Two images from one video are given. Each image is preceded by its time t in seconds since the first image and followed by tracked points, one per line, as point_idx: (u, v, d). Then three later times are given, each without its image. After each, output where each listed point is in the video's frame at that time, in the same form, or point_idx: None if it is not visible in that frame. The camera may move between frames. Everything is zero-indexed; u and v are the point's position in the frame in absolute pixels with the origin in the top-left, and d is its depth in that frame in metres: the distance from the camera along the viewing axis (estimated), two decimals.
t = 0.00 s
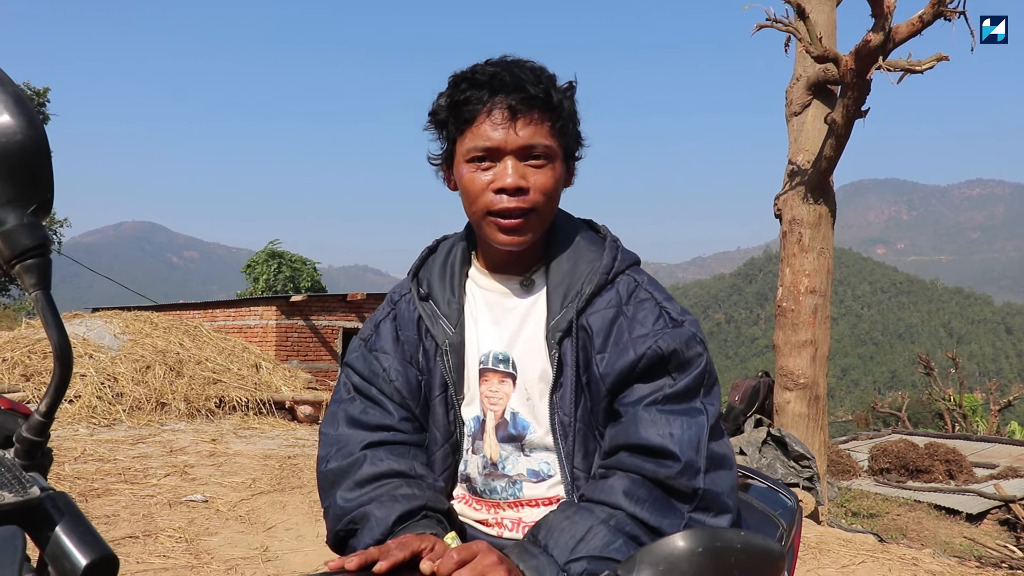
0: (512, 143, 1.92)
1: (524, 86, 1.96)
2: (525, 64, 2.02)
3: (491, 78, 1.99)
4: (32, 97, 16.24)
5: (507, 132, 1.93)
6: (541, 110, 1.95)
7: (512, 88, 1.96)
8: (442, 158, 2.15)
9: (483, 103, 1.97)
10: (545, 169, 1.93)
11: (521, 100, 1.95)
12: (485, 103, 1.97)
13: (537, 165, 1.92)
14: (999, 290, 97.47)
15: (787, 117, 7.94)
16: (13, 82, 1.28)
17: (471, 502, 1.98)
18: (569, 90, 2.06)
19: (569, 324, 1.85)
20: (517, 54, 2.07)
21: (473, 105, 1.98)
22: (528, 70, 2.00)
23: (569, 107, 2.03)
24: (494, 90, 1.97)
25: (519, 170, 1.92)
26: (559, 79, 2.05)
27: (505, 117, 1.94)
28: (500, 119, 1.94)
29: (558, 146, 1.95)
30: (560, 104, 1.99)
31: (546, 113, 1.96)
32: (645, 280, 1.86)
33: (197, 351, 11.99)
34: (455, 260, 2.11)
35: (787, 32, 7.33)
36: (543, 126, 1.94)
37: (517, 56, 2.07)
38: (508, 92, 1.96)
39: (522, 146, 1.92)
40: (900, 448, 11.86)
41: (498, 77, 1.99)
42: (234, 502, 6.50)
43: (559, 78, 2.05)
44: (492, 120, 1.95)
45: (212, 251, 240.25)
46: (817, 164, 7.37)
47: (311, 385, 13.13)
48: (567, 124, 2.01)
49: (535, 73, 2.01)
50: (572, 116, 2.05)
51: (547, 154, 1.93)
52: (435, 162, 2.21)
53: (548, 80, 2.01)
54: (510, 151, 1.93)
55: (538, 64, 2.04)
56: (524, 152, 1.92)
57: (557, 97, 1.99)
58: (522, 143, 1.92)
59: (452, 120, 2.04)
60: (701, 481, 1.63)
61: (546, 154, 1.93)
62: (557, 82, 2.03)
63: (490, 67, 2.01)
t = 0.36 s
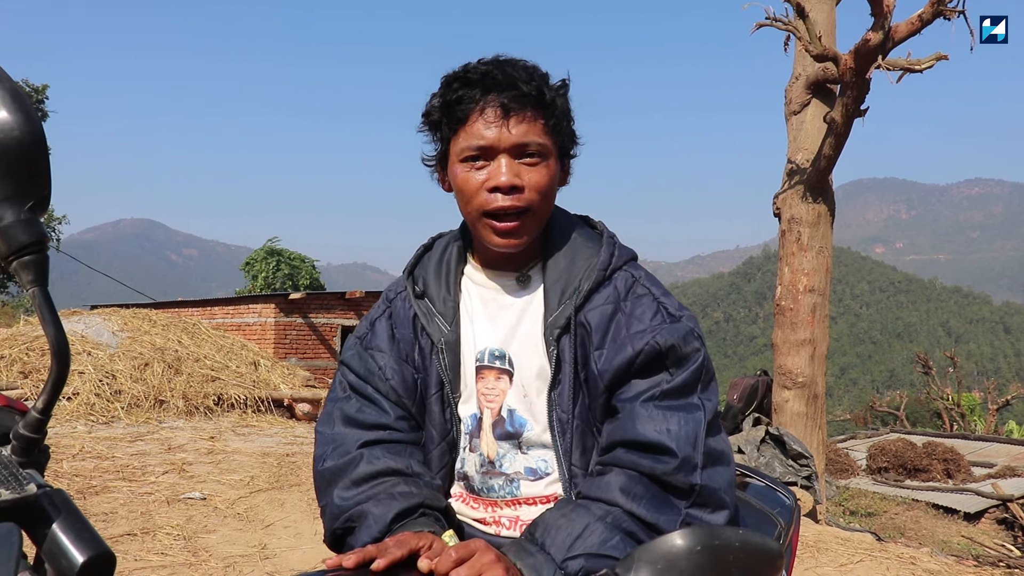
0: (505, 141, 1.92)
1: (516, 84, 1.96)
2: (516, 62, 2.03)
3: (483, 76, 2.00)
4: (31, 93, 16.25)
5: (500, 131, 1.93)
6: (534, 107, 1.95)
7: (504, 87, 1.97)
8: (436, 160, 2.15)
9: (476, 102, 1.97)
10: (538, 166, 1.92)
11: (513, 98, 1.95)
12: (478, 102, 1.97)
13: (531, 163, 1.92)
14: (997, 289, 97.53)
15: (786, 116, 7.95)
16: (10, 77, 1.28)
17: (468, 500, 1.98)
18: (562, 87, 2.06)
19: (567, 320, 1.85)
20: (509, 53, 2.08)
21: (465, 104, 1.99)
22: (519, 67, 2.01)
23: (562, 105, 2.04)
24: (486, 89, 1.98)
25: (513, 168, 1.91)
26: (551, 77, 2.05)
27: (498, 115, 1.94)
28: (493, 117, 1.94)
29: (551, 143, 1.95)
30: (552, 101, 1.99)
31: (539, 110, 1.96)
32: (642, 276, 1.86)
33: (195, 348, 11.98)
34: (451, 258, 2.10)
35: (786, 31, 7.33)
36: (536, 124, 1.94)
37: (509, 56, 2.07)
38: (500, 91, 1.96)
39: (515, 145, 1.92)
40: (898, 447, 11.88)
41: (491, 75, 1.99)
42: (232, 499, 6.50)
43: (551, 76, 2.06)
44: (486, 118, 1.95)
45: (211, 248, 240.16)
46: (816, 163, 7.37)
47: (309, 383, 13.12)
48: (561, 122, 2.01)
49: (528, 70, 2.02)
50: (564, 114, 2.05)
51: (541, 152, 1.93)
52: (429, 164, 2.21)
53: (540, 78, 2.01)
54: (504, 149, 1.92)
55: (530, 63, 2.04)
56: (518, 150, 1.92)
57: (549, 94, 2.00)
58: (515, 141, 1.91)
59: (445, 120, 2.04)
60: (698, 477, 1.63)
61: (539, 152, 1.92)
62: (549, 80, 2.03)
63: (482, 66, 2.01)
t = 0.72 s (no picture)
0: (483, 132, 1.92)
1: (501, 75, 1.96)
2: (507, 54, 2.02)
3: (470, 68, 2.00)
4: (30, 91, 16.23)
5: (480, 122, 1.93)
6: (517, 98, 1.94)
7: (488, 78, 1.97)
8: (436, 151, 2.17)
9: (461, 94, 1.98)
10: (517, 159, 1.91)
11: (496, 89, 1.95)
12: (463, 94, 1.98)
13: (510, 156, 1.91)
14: (996, 287, 97.61)
15: (785, 114, 7.94)
16: (9, 73, 1.28)
17: (467, 498, 1.97)
18: (556, 80, 2.03)
19: (571, 316, 1.85)
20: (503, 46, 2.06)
21: (452, 95, 2.00)
22: (508, 59, 2.00)
23: (555, 95, 2.01)
24: (470, 80, 1.98)
25: (491, 160, 1.91)
26: (545, 68, 2.03)
27: (478, 106, 1.94)
28: (474, 109, 1.94)
29: (533, 135, 1.93)
30: (541, 93, 1.97)
31: (523, 102, 1.94)
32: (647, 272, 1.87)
33: (194, 347, 11.96)
34: (451, 256, 2.10)
35: (786, 28, 7.32)
36: (517, 116, 1.92)
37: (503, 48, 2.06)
38: (483, 82, 1.96)
39: (493, 136, 1.91)
40: (897, 445, 11.89)
41: (476, 67, 1.99)
42: (231, 498, 6.49)
43: (544, 67, 2.03)
44: (467, 110, 1.95)
45: (210, 246, 240.12)
46: (815, 161, 7.36)
47: (308, 381, 13.12)
48: (552, 112, 1.98)
49: (518, 61, 2.01)
50: (558, 105, 2.01)
51: (521, 144, 1.92)
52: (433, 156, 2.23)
53: (530, 69, 1.99)
54: (483, 140, 1.92)
55: (522, 54, 2.03)
56: (496, 142, 1.92)
57: (539, 85, 1.97)
58: (492, 132, 1.91)
59: (439, 111, 2.07)
60: (698, 473, 1.62)
61: (518, 145, 1.91)
62: (542, 71, 2.01)
63: (470, 59, 2.01)
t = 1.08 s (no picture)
0: (452, 123, 1.96)
1: (472, 68, 2.01)
2: (488, 50, 2.07)
3: (449, 63, 2.06)
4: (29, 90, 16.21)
5: (450, 114, 1.98)
6: (485, 89, 1.98)
7: (462, 72, 2.02)
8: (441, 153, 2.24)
9: (440, 90, 2.05)
10: (483, 148, 1.93)
11: (467, 82, 2.00)
12: (442, 92, 2.05)
13: (477, 145, 1.93)
14: (995, 285, 97.66)
15: (785, 112, 7.93)
16: (8, 71, 1.27)
17: (468, 496, 1.97)
18: (536, 73, 2.05)
19: (576, 314, 1.85)
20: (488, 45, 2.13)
21: (435, 92, 2.07)
22: (485, 54, 2.05)
23: (531, 85, 2.02)
24: (447, 75, 2.05)
25: (458, 150, 1.94)
26: (525, 62, 2.06)
27: (450, 99, 2.00)
28: (446, 102, 2.01)
29: (501, 124, 1.95)
30: (511, 84, 1.99)
31: (492, 93, 1.98)
32: (650, 269, 1.87)
33: (194, 345, 11.95)
34: (453, 251, 2.10)
35: (785, 26, 7.31)
36: (484, 106, 1.96)
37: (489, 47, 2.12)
38: (458, 75, 2.02)
39: (461, 127, 1.95)
40: (897, 444, 11.89)
41: (452, 62, 2.05)
42: (231, 496, 6.49)
43: (525, 60, 2.06)
44: (440, 104, 2.02)
45: (209, 244, 240.06)
46: (815, 160, 7.36)
47: (308, 380, 13.11)
48: (525, 100, 1.99)
49: (493, 55, 2.05)
50: (536, 98, 2.02)
51: (487, 134, 1.94)
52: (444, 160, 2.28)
53: (507, 63, 2.03)
54: (453, 131, 1.96)
55: (502, 49, 2.07)
56: (464, 132, 1.95)
57: (510, 76, 2.00)
58: (460, 123, 1.95)
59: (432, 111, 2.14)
60: (698, 472, 1.62)
61: (484, 134, 1.94)
62: (520, 65, 2.04)
63: (447, 52, 2.07)
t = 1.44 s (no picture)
0: (449, 124, 1.97)
1: (467, 69, 2.02)
2: (486, 51, 2.08)
3: (447, 64, 2.07)
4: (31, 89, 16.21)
5: (447, 115, 1.99)
6: (481, 90, 1.99)
7: (458, 74, 2.03)
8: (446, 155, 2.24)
9: (439, 92, 2.06)
10: (478, 147, 1.93)
11: (463, 83, 2.01)
12: (440, 94, 2.06)
13: (472, 144, 1.94)
14: (995, 285, 97.64)
15: (785, 112, 7.93)
16: (9, 71, 1.27)
17: (470, 496, 1.96)
18: (533, 72, 2.05)
19: (579, 314, 1.85)
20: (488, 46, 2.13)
21: (434, 95, 2.09)
22: (481, 56, 2.05)
23: (527, 85, 2.02)
24: (445, 77, 2.06)
25: (453, 149, 1.94)
26: (522, 61, 2.06)
27: (447, 102, 2.01)
28: (444, 104, 2.02)
29: (495, 123, 1.94)
30: (505, 84, 1.99)
31: (487, 93, 1.98)
32: (653, 271, 1.86)
33: (194, 345, 11.95)
34: (457, 251, 2.10)
35: (786, 27, 7.30)
36: (479, 106, 1.96)
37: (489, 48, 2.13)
38: (454, 77, 2.03)
39: (456, 127, 1.96)
40: (898, 444, 11.89)
41: (450, 64, 2.06)
42: (231, 496, 6.49)
43: (522, 60, 2.06)
44: (439, 107, 2.03)
45: (209, 245, 240.11)
46: (815, 160, 7.36)
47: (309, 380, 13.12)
48: (520, 99, 1.98)
49: (490, 56, 2.05)
50: (532, 97, 2.02)
51: (481, 133, 1.94)
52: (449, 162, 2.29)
53: (502, 63, 2.03)
54: (450, 130, 1.97)
55: (499, 49, 2.08)
56: (460, 132, 1.95)
57: (504, 77, 2.00)
58: (456, 124, 1.96)
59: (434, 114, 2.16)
60: (700, 472, 1.62)
61: (480, 133, 1.94)
62: (516, 64, 2.04)
63: (446, 54, 2.08)
